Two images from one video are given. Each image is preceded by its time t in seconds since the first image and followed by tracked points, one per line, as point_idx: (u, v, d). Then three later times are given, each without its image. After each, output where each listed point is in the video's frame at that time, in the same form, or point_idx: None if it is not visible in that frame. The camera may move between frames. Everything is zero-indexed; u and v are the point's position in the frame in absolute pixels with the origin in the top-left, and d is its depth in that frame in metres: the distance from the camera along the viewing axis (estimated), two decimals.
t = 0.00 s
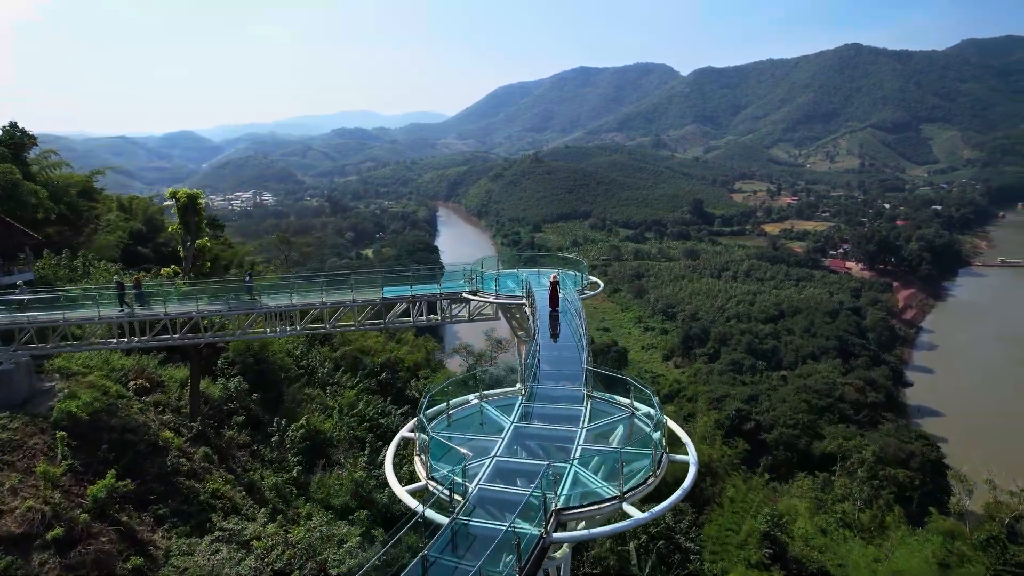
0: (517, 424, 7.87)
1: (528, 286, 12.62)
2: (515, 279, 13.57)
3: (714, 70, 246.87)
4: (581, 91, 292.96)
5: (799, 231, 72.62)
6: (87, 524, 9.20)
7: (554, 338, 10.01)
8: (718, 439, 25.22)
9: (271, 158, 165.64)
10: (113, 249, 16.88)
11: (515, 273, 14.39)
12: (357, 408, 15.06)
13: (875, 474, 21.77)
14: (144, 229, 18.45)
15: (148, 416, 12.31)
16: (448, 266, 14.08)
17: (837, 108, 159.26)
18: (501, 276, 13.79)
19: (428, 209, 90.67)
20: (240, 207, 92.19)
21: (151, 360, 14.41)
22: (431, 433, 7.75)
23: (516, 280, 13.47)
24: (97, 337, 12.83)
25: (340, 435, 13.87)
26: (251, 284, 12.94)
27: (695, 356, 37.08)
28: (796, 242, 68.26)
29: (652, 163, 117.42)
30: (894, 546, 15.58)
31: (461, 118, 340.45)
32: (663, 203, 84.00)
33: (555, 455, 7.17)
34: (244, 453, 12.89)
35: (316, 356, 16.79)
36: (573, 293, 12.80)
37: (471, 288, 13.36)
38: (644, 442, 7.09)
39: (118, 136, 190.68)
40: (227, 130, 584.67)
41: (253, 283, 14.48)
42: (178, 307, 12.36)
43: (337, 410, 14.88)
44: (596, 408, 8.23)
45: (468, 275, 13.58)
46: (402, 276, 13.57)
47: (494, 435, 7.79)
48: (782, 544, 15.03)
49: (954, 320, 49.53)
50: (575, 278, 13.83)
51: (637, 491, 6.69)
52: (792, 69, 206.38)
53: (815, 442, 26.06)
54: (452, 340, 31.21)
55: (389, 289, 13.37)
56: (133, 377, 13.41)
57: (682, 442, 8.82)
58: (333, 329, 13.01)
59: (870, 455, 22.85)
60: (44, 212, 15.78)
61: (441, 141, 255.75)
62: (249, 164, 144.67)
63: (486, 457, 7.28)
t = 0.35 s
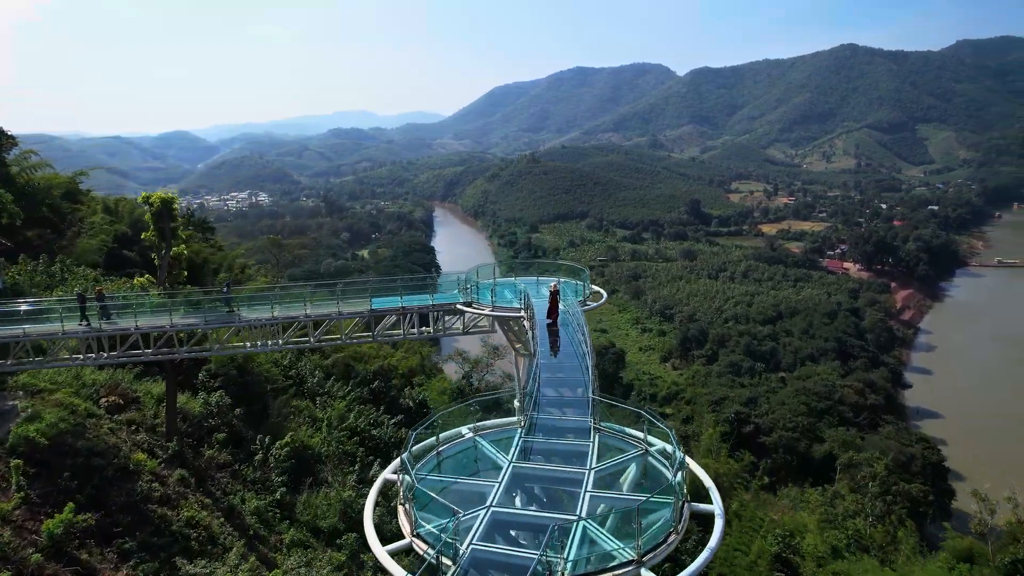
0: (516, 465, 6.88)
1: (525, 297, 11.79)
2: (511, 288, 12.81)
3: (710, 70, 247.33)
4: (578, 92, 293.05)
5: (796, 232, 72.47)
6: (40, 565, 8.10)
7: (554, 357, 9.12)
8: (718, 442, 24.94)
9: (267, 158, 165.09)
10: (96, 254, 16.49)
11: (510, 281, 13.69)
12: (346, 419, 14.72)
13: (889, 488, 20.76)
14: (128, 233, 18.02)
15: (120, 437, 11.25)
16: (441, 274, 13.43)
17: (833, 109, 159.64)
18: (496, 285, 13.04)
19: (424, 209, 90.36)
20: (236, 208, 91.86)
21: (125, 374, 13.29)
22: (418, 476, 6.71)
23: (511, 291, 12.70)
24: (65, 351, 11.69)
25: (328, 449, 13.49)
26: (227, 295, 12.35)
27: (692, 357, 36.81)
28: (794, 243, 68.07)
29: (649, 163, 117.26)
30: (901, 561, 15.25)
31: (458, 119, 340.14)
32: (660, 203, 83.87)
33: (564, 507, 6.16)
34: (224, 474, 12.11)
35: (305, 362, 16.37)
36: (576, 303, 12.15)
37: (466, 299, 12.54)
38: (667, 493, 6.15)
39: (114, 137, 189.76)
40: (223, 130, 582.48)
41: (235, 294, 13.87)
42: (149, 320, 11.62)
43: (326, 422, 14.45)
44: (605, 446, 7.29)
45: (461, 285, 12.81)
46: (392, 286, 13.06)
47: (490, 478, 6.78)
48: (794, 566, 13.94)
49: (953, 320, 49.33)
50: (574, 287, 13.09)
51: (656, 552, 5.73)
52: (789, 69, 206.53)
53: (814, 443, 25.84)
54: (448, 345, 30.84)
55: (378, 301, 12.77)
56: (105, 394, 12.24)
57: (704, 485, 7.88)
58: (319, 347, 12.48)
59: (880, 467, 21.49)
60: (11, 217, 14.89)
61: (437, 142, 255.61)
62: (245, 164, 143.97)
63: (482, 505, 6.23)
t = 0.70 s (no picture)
0: (515, 510, 5.58)
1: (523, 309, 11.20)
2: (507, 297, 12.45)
3: (707, 71, 247.69)
4: (575, 92, 293.24)
5: (794, 232, 72.34)
6: None
7: (557, 386, 8.09)
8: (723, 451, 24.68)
9: (264, 159, 164.67)
10: (79, 258, 16.24)
11: (507, 289, 13.25)
12: (337, 429, 14.48)
13: (900, 504, 20.56)
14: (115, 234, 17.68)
15: (90, 459, 10.72)
16: (435, 284, 13.16)
17: (830, 110, 159.92)
18: (492, 295, 12.64)
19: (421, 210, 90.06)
20: (232, 209, 91.45)
21: (102, 388, 12.96)
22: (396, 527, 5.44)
23: (508, 300, 12.37)
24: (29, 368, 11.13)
25: (317, 465, 13.10)
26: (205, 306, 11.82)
27: (691, 359, 36.51)
28: (791, 243, 67.99)
29: (646, 163, 117.20)
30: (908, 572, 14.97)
31: (455, 119, 339.97)
32: (658, 204, 83.71)
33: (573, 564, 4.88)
34: (203, 495, 11.54)
35: (295, 373, 16.07)
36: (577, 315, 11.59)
37: (462, 310, 12.09)
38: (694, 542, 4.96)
39: (110, 137, 189.05)
40: (219, 130, 580.83)
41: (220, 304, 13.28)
42: (120, 334, 10.97)
43: (315, 436, 14.11)
44: (619, 488, 6.07)
45: (455, 296, 12.48)
46: (382, 297, 12.64)
47: (485, 526, 5.45)
48: None
49: (952, 321, 49.21)
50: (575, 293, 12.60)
51: None
52: (785, 69, 206.78)
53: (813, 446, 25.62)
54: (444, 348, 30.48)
55: (366, 310, 12.32)
56: (77, 411, 11.85)
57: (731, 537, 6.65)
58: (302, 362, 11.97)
59: (892, 480, 21.16)
60: None
61: (434, 142, 255.37)
62: (241, 164, 143.40)
63: (473, 562, 4.95)
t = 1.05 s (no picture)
0: None
1: (520, 322, 10.39)
2: (503, 309, 11.57)
3: (703, 71, 247.80)
4: (572, 92, 292.94)
5: (791, 232, 72.13)
6: None
7: (560, 412, 7.55)
8: (729, 466, 23.90)
9: (260, 159, 163.91)
10: (59, 263, 15.94)
11: (503, 300, 12.41)
12: (326, 443, 14.14)
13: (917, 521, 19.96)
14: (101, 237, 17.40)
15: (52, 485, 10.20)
16: (429, 296, 12.42)
17: (826, 110, 160.05)
18: (488, 307, 11.78)
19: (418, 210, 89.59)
20: (227, 209, 91.00)
21: (69, 407, 12.55)
22: None
23: (505, 312, 11.46)
24: None
25: (303, 484, 12.72)
26: (176, 320, 11.19)
27: (689, 361, 36.19)
28: (789, 244, 67.74)
29: (643, 164, 116.94)
30: None
31: (452, 119, 339.33)
32: (655, 204, 83.40)
33: None
34: (178, 522, 10.96)
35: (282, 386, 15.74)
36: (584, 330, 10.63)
37: (455, 324, 11.23)
38: None
39: (104, 137, 187.91)
40: (215, 130, 578.52)
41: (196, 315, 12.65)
42: (79, 352, 10.32)
43: (303, 452, 13.76)
44: (633, 547, 5.59)
45: (448, 309, 11.66)
46: (369, 310, 11.92)
47: None
48: None
49: (949, 321, 49.09)
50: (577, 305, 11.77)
51: None
52: (782, 69, 206.88)
53: (813, 449, 25.37)
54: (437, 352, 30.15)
55: (352, 324, 11.65)
56: (41, 432, 11.42)
57: None
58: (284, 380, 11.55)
59: (908, 497, 20.64)
60: None
61: (431, 142, 254.93)
62: (237, 164, 142.59)
63: None
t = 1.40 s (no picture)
0: None
1: (518, 338, 9.74)
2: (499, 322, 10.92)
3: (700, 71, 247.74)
4: (569, 92, 292.56)
5: (789, 233, 71.95)
6: None
7: (566, 443, 7.12)
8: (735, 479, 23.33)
9: (256, 159, 163.29)
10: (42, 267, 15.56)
11: (499, 311, 11.77)
12: (316, 457, 13.66)
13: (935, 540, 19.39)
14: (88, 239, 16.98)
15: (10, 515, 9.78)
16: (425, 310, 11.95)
17: (823, 110, 160.03)
18: (483, 319, 11.15)
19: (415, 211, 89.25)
20: (224, 209, 90.52)
21: (36, 426, 12.08)
22: None
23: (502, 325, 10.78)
24: None
25: (289, 503, 12.26)
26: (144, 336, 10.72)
27: (688, 362, 35.95)
28: (787, 244, 67.53)
29: (640, 164, 116.74)
30: None
31: (449, 119, 338.72)
32: (653, 205, 83.14)
33: None
34: (151, 550, 10.50)
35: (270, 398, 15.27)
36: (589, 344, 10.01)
37: (449, 337, 10.55)
38: None
39: (100, 137, 187.04)
40: (211, 130, 576.77)
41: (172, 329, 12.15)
42: (37, 371, 9.92)
43: (291, 468, 13.31)
44: None
45: (441, 322, 11.00)
46: (357, 324, 11.40)
47: None
48: None
49: (948, 321, 48.93)
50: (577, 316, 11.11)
51: None
52: (779, 70, 207.01)
53: (815, 453, 25.07)
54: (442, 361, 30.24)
55: (337, 338, 11.11)
56: (4, 455, 10.99)
57: None
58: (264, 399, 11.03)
59: (925, 514, 20.05)
60: None
61: (428, 142, 254.56)
62: (233, 164, 141.95)
63: None
